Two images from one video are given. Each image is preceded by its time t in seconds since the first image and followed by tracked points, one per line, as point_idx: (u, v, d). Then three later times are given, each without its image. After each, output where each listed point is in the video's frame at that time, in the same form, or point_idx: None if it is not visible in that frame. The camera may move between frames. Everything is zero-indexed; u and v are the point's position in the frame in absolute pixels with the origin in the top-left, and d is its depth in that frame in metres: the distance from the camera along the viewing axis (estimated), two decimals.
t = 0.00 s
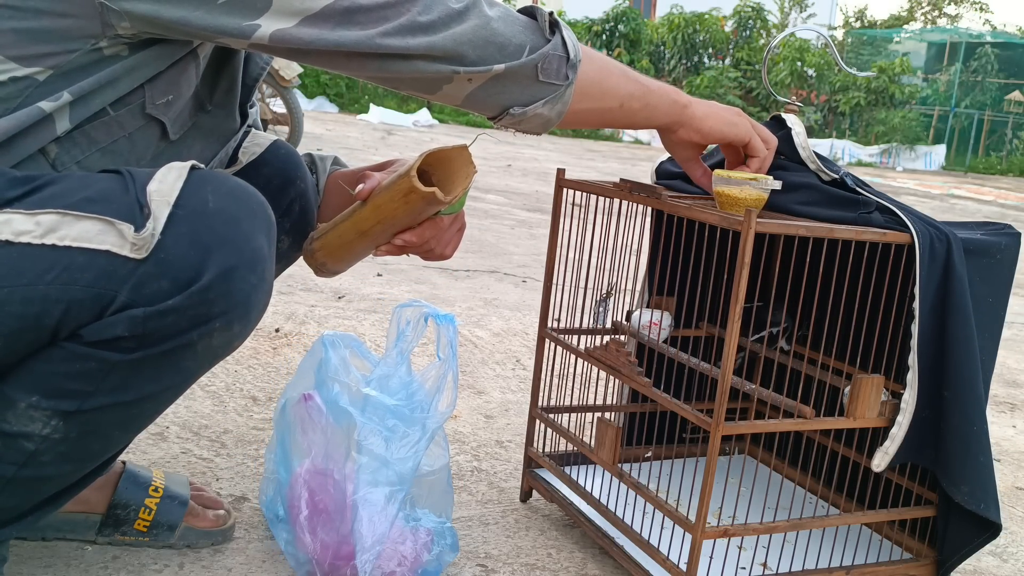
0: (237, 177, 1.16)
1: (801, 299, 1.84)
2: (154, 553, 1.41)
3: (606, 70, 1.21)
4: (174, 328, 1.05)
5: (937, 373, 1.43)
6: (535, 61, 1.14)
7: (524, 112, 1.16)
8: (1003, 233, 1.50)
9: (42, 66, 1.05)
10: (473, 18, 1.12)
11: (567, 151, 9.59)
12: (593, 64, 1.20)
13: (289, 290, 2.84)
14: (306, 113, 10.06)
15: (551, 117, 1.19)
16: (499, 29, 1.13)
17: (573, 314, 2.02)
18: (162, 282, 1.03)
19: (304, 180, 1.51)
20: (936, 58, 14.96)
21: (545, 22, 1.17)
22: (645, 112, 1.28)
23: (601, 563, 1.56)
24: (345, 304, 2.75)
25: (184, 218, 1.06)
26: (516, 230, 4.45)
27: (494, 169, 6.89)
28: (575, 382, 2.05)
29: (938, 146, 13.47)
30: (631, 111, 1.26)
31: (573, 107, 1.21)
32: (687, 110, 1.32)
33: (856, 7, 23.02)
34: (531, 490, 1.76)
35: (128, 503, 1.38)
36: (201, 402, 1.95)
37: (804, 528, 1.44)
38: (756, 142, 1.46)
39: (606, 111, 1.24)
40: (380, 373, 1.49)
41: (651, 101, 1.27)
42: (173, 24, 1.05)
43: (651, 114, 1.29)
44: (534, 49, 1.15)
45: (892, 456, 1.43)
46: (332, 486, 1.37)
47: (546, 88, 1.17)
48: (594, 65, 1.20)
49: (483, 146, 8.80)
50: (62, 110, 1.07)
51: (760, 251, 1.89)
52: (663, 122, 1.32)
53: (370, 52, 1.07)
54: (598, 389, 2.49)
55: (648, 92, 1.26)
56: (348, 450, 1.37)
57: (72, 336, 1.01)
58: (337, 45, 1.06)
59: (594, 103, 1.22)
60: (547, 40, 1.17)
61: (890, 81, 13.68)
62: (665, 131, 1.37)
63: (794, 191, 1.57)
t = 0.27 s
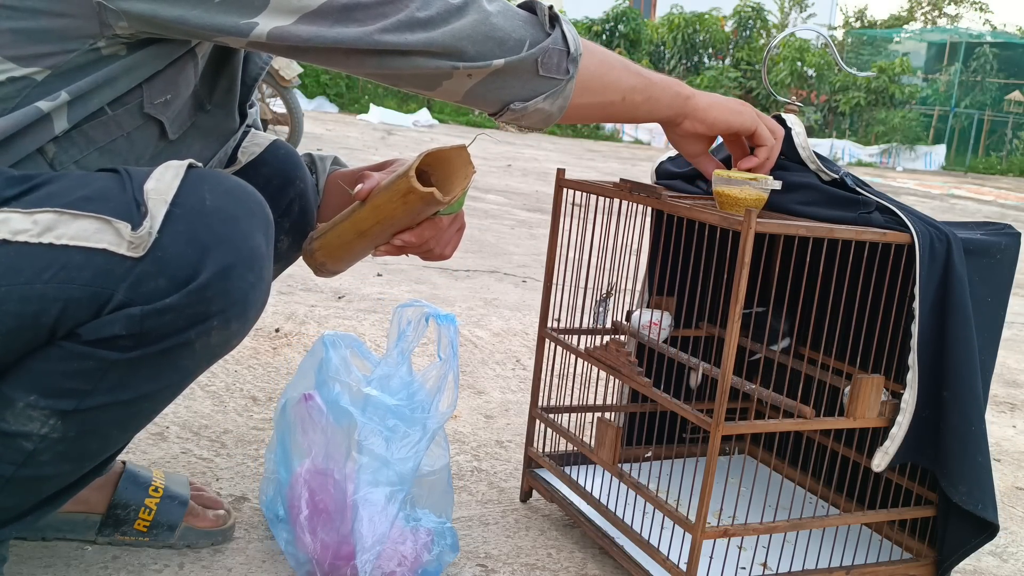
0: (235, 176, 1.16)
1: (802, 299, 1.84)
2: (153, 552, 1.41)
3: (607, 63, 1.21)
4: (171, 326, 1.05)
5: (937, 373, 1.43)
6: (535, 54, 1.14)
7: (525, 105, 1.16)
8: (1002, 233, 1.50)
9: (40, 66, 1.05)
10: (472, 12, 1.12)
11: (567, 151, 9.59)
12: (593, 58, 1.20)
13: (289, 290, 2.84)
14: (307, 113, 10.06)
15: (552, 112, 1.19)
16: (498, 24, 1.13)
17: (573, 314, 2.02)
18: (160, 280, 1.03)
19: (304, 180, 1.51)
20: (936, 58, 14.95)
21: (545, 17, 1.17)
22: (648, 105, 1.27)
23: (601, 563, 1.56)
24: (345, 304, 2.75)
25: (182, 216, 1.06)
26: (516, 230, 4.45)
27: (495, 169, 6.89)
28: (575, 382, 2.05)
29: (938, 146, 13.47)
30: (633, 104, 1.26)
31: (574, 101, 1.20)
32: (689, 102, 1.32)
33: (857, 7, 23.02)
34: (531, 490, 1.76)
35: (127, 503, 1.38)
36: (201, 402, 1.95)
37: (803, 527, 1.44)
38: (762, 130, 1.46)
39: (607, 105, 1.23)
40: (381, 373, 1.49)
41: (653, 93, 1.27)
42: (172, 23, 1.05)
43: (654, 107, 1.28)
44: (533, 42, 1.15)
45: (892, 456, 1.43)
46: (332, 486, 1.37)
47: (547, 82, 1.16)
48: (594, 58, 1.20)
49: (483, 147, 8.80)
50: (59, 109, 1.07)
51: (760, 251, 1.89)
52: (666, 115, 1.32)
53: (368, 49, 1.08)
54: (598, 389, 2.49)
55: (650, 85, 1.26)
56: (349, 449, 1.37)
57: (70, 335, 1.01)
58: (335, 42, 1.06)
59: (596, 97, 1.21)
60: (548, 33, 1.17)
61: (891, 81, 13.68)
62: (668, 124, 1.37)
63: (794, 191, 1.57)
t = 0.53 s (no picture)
0: (235, 176, 1.16)
1: (802, 299, 1.84)
2: (153, 552, 1.41)
3: (608, 63, 1.22)
4: (171, 326, 1.05)
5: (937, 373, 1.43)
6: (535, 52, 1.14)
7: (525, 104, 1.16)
8: (1002, 233, 1.50)
9: (39, 67, 1.05)
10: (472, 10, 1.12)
11: (567, 151, 9.59)
12: (594, 58, 1.20)
13: (289, 290, 2.84)
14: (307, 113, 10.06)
15: (552, 111, 1.19)
16: (498, 23, 1.13)
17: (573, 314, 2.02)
18: (160, 280, 1.03)
19: (303, 180, 1.51)
20: (936, 58, 14.95)
21: (545, 17, 1.17)
22: (649, 104, 1.28)
23: (601, 563, 1.56)
24: (345, 304, 2.75)
25: (182, 217, 1.06)
26: (516, 230, 4.45)
27: (495, 169, 6.89)
28: (575, 382, 2.05)
29: (938, 146, 13.47)
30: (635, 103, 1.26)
31: (575, 100, 1.21)
32: (689, 101, 1.33)
33: (857, 7, 23.01)
34: (531, 490, 1.76)
35: (127, 503, 1.38)
36: (201, 402, 1.95)
37: (803, 527, 1.44)
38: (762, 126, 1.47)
39: (609, 104, 1.24)
40: (381, 373, 1.49)
41: (654, 93, 1.27)
42: (171, 23, 1.05)
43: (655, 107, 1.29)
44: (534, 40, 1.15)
45: (892, 456, 1.43)
46: (333, 485, 1.37)
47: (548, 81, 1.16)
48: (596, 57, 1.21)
49: (483, 147, 8.79)
50: (58, 110, 1.07)
51: (760, 251, 1.89)
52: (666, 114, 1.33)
53: (368, 47, 1.08)
54: (598, 388, 2.49)
55: (651, 84, 1.27)
56: (351, 449, 1.37)
57: (70, 336, 1.01)
58: (335, 40, 1.06)
59: (598, 96, 1.22)
60: (547, 33, 1.17)
61: (891, 81, 13.68)
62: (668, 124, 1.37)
63: (794, 191, 1.57)
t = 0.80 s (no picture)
0: (237, 177, 1.15)
1: (802, 300, 1.84)
2: (154, 552, 1.41)
3: (611, 48, 1.22)
4: (173, 327, 1.05)
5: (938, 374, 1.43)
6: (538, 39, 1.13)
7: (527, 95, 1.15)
8: (1002, 233, 1.50)
9: (37, 66, 1.05)
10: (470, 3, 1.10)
11: (567, 151, 9.58)
12: (598, 43, 1.20)
13: (289, 290, 2.84)
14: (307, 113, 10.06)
15: (556, 99, 1.18)
16: (497, 12, 1.11)
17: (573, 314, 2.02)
18: (162, 281, 1.03)
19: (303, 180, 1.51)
20: (936, 58, 14.95)
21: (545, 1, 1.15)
22: (654, 87, 1.28)
23: (601, 563, 1.56)
24: (344, 304, 2.75)
25: (183, 217, 1.06)
26: (516, 230, 4.45)
27: (495, 169, 6.89)
28: (575, 382, 2.05)
29: (938, 146, 13.47)
30: (639, 86, 1.26)
31: (579, 85, 1.21)
32: (693, 82, 1.33)
33: (857, 7, 23.01)
34: (531, 490, 1.76)
35: (128, 503, 1.38)
36: (201, 402, 1.95)
37: (804, 528, 1.44)
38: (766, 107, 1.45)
39: (613, 88, 1.24)
40: (382, 374, 1.50)
41: (657, 75, 1.27)
42: (168, 21, 1.04)
43: (659, 89, 1.29)
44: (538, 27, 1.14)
45: (892, 456, 1.43)
46: (333, 485, 1.36)
47: (553, 67, 1.15)
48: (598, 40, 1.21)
49: (483, 147, 8.79)
50: (57, 109, 1.07)
51: (760, 251, 1.89)
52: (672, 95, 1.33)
53: (364, 40, 1.06)
54: (598, 389, 2.49)
55: (656, 66, 1.27)
56: (353, 449, 1.37)
57: (72, 336, 1.01)
58: (332, 33, 1.04)
59: (601, 80, 1.22)
60: (548, 18, 1.15)
61: (891, 81, 13.68)
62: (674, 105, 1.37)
63: (794, 191, 1.58)
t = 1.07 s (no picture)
0: (235, 175, 1.15)
1: (803, 300, 1.84)
2: (154, 552, 1.41)
3: (609, 3, 1.11)
4: (171, 324, 1.05)
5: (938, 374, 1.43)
6: None
7: (525, 67, 1.06)
8: (1002, 233, 1.50)
9: (24, 64, 1.04)
10: None
11: (566, 151, 9.59)
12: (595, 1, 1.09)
13: (289, 290, 2.84)
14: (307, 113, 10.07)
15: (558, 68, 1.09)
16: None
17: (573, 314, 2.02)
18: (160, 278, 1.03)
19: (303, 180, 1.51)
20: (936, 58, 14.95)
21: None
22: (658, 42, 1.16)
23: (601, 563, 1.56)
24: (344, 304, 2.75)
25: (182, 215, 1.06)
26: (516, 231, 4.45)
27: (495, 170, 6.89)
28: (575, 382, 2.05)
29: (938, 146, 13.47)
30: (643, 43, 1.14)
31: (579, 48, 1.10)
32: (694, 30, 1.18)
33: (857, 7, 23.01)
34: (531, 490, 1.76)
35: (127, 503, 1.38)
36: (201, 402, 1.95)
37: (804, 527, 1.44)
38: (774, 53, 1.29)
39: (615, 49, 1.12)
40: (382, 376, 1.50)
41: (659, 28, 1.15)
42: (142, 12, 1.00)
43: (666, 44, 1.17)
44: None
45: (892, 456, 1.43)
46: (333, 485, 1.36)
47: (545, 23, 1.06)
48: None
49: (483, 147, 8.80)
50: (48, 107, 1.06)
51: (760, 251, 1.90)
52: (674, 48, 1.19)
53: (342, 22, 1.00)
54: (598, 389, 2.49)
55: (658, 16, 1.14)
56: (353, 449, 1.37)
57: (70, 334, 1.01)
58: (306, 17, 0.99)
59: (601, 37, 1.10)
60: None
61: (891, 81, 13.68)
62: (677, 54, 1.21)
63: (794, 191, 1.58)
